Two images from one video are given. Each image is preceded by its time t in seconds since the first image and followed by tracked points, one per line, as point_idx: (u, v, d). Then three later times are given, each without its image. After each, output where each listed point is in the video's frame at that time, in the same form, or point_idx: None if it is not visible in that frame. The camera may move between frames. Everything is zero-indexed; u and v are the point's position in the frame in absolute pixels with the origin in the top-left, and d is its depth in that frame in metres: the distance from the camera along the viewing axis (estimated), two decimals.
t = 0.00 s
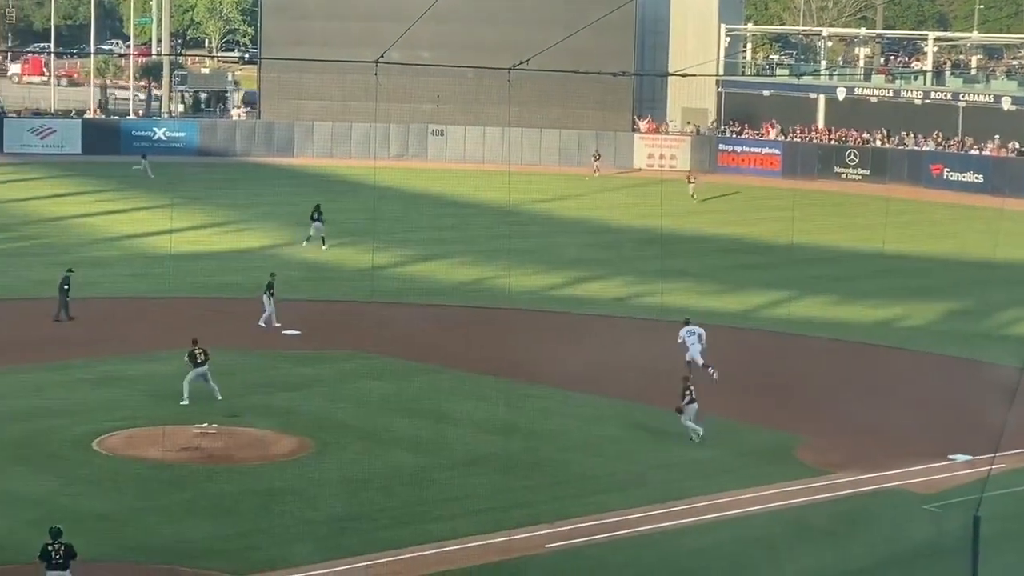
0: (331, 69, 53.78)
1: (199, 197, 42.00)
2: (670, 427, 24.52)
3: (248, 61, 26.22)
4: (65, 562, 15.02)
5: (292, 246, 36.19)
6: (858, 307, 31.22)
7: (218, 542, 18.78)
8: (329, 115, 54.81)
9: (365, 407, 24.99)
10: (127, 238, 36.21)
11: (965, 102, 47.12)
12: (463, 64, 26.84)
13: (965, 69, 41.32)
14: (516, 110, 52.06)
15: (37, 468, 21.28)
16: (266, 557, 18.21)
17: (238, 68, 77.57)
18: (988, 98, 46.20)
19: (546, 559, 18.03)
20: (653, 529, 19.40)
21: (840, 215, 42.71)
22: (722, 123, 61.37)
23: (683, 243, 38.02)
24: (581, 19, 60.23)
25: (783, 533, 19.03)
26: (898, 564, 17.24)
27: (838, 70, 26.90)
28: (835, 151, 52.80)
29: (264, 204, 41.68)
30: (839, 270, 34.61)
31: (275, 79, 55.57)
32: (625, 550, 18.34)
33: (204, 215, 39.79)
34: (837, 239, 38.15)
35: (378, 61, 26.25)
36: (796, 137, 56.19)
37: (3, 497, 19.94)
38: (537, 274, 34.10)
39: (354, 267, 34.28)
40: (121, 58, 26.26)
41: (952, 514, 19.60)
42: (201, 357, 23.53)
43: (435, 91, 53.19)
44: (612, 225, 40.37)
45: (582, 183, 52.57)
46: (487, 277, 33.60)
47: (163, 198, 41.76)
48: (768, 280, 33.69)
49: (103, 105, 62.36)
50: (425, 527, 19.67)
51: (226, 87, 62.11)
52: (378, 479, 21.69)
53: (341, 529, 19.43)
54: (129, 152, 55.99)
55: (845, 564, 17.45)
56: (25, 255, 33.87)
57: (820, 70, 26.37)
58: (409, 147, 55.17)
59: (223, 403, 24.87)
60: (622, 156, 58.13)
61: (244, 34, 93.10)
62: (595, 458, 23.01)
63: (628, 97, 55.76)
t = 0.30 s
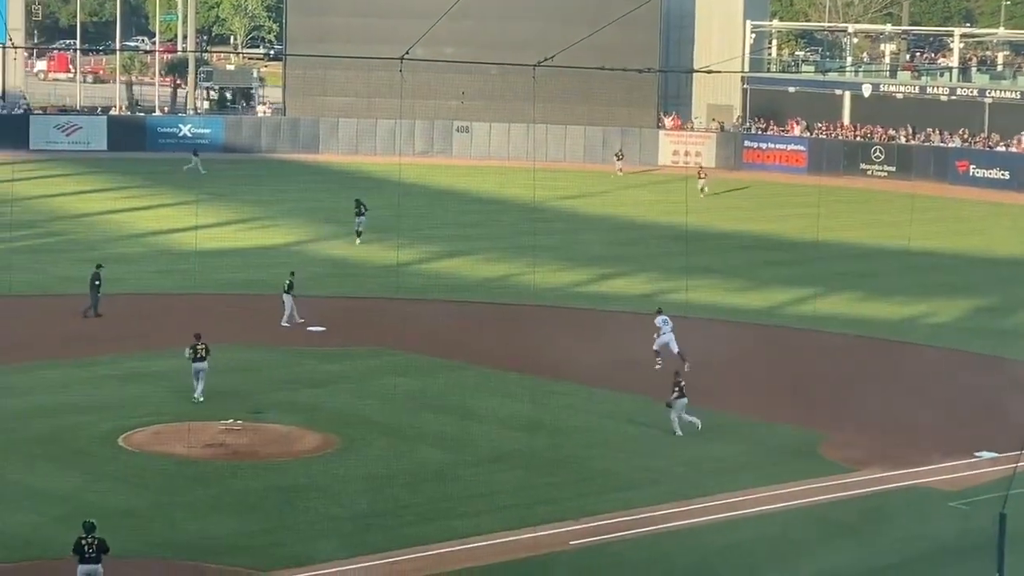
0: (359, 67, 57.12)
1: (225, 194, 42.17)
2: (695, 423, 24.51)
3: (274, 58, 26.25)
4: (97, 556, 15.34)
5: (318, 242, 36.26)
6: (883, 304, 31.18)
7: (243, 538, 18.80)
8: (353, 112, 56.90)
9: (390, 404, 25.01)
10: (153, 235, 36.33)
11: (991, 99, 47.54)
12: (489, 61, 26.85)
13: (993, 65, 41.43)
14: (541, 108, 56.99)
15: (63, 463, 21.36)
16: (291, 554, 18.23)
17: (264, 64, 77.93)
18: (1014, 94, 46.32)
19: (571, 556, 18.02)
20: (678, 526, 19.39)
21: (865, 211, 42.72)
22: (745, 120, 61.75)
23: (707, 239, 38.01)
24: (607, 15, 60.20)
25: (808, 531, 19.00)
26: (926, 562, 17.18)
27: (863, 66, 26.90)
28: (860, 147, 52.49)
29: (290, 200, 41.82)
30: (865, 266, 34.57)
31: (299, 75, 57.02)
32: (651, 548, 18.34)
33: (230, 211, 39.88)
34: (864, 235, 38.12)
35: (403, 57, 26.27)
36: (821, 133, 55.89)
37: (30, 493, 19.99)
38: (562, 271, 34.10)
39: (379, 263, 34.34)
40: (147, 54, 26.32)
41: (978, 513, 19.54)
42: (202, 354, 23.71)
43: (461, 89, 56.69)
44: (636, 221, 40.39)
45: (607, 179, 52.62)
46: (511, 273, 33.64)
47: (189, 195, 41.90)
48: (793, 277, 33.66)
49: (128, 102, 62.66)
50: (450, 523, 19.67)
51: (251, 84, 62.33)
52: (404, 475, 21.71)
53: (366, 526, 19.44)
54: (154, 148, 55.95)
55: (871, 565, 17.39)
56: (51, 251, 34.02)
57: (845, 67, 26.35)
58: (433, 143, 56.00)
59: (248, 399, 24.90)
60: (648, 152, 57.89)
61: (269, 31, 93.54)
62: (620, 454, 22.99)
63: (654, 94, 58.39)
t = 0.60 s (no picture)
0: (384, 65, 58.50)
1: (250, 191, 42.33)
2: (721, 420, 24.46)
3: (298, 55, 26.25)
4: (132, 546, 15.47)
5: (343, 240, 36.32)
6: (908, 302, 31.13)
7: (265, 535, 18.76)
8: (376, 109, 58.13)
9: (415, 401, 24.99)
10: (177, 232, 36.42)
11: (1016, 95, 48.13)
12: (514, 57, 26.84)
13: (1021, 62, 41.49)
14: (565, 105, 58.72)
15: (89, 460, 21.37)
16: (316, 550, 18.21)
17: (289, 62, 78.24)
18: None
19: (597, 556, 17.98)
20: (703, 525, 19.32)
21: (891, 208, 42.71)
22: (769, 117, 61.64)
23: (731, 236, 38.01)
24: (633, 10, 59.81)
25: (834, 531, 18.93)
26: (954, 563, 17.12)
27: (888, 63, 26.84)
28: (885, 144, 52.88)
29: (314, 197, 41.93)
30: (890, 264, 34.53)
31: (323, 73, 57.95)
32: (676, 548, 18.30)
33: (254, 208, 39.96)
34: (889, 234, 38.11)
35: (428, 54, 26.24)
36: (844, 130, 56.49)
37: (56, 491, 20.01)
38: (586, 268, 34.07)
39: (403, 260, 34.36)
40: (171, 51, 26.35)
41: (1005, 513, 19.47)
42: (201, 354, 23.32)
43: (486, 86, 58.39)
44: (660, 218, 40.40)
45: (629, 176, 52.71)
46: (535, 271, 33.65)
47: (213, 192, 42.04)
48: (817, 274, 33.60)
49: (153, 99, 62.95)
50: (475, 520, 19.63)
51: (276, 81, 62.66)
52: (429, 472, 21.68)
53: (390, 523, 19.41)
54: (178, 146, 55.93)
55: (896, 567, 17.30)
56: (76, 248, 34.14)
57: (870, 64, 26.31)
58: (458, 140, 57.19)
59: (273, 396, 24.88)
60: (673, 149, 57.26)
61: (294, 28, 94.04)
62: (645, 451, 22.94)
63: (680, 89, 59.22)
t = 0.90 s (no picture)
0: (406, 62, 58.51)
1: (272, 190, 42.42)
2: (743, 419, 24.40)
3: (320, 54, 26.28)
4: (158, 543, 15.61)
5: (365, 237, 36.35)
6: (931, 301, 31.10)
7: (286, 533, 18.75)
8: (398, 107, 58.32)
9: (438, 399, 24.98)
10: (200, 230, 36.45)
11: None
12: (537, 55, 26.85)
13: None
14: (588, 103, 58.88)
15: (111, 457, 21.39)
16: (339, 547, 18.20)
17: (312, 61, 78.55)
18: None
19: (619, 555, 17.95)
20: (726, 523, 19.29)
21: (916, 207, 42.73)
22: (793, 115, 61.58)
23: (754, 234, 38.00)
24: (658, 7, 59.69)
25: (857, 530, 18.90)
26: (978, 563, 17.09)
27: (911, 60, 26.82)
28: (908, 143, 53.29)
29: (337, 195, 41.97)
30: (912, 262, 34.54)
31: (346, 71, 58.33)
32: (698, 547, 18.27)
33: (277, 206, 39.96)
34: (913, 232, 38.13)
35: (451, 53, 26.23)
36: (867, 129, 56.85)
37: (77, 489, 20.02)
38: (607, 267, 34.05)
39: (426, 258, 34.38)
40: (193, 50, 26.39)
41: None
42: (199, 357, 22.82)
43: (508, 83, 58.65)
44: (682, 217, 40.36)
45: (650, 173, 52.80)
46: (557, 269, 33.65)
47: (236, 190, 42.10)
48: (838, 272, 33.58)
49: (176, 98, 63.25)
50: (497, 518, 19.60)
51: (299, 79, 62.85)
52: (451, 470, 21.64)
53: (413, 521, 19.39)
54: (202, 144, 56.13)
55: (921, 568, 17.27)
56: (99, 246, 34.21)
57: (894, 62, 26.29)
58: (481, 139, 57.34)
59: (294, 394, 24.88)
60: (695, 146, 57.53)
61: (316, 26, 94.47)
62: (668, 449, 22.90)
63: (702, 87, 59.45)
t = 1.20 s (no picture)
0: (426, 61, 59.11)
1: (293, 188, 42.47)
2: (763, 417, 24.37)
3: (342, 51, 26.24)
4: (180, 535, 15.66)
5: (386, 236, 36.37)
6: (950, 300, 31.07)
7: (308, 531, 18.74)
8: (419, 105, 58.74)
9: (459, 397, 24.96)
10: (220, 229, 36.48)
11: None
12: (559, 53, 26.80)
13: None
14: (608, 102, 59.09)
15: (133, 455, 21.40)
16: (360, 545, 18.19)
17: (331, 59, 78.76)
18: None
19: (640, 554, 17.94)
20: (747, 522, 19.26)
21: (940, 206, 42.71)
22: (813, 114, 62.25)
23: (774, 233, 38.03)
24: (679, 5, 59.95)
25: (878, 529, 18.87)
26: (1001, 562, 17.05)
27: (932, 59, 26.74)
28: (929, 142, 53.31)
29: (357, 193, 42.02)
30: (933, 262, 34.54)
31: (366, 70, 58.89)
32: (720, 546, 18.24)
33: (297, 205, 40.01)
34: (934, 231, 38.12)
35: (472, 51, 26.09)
36: (889, 127, 57.14)
37: (99, 487, 20.00)
38: (627, 265, 34.05)
39: (447, 256, 34.40)
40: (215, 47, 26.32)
41: None
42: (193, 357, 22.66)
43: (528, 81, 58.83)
44: (702, 215, 40.37)
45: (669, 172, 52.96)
46: (577, 267, 33.66)
47: (256, 189, 42.14)
48: (858, 271, 33.56)
49: (196, 96, 63.54)
50: (519, 516, 19.57)
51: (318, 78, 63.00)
52: (472, 468, 21.61)
53: (434, 519, 19.37)
54: (223, 143, 56.01)
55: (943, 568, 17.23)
56: (119, 245, 34.27)
57: (915, 61, 26.23)
58: (502, 137, 57.70)
59: (314, 393, 24.87)
60: (715, 143, 57.26)
61: (336, 25, 94.75)
62: (689, 447, 22.87)
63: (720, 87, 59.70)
